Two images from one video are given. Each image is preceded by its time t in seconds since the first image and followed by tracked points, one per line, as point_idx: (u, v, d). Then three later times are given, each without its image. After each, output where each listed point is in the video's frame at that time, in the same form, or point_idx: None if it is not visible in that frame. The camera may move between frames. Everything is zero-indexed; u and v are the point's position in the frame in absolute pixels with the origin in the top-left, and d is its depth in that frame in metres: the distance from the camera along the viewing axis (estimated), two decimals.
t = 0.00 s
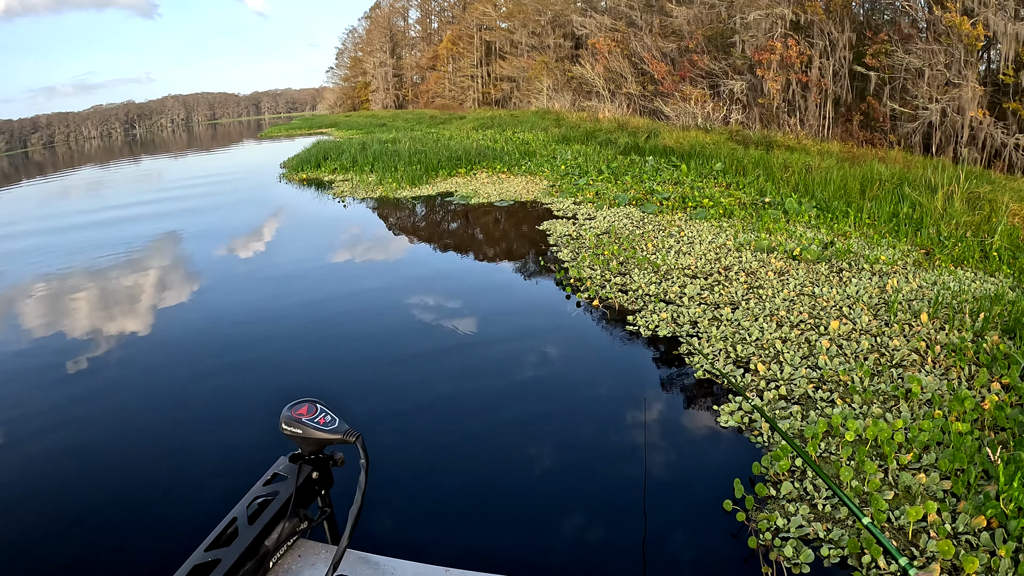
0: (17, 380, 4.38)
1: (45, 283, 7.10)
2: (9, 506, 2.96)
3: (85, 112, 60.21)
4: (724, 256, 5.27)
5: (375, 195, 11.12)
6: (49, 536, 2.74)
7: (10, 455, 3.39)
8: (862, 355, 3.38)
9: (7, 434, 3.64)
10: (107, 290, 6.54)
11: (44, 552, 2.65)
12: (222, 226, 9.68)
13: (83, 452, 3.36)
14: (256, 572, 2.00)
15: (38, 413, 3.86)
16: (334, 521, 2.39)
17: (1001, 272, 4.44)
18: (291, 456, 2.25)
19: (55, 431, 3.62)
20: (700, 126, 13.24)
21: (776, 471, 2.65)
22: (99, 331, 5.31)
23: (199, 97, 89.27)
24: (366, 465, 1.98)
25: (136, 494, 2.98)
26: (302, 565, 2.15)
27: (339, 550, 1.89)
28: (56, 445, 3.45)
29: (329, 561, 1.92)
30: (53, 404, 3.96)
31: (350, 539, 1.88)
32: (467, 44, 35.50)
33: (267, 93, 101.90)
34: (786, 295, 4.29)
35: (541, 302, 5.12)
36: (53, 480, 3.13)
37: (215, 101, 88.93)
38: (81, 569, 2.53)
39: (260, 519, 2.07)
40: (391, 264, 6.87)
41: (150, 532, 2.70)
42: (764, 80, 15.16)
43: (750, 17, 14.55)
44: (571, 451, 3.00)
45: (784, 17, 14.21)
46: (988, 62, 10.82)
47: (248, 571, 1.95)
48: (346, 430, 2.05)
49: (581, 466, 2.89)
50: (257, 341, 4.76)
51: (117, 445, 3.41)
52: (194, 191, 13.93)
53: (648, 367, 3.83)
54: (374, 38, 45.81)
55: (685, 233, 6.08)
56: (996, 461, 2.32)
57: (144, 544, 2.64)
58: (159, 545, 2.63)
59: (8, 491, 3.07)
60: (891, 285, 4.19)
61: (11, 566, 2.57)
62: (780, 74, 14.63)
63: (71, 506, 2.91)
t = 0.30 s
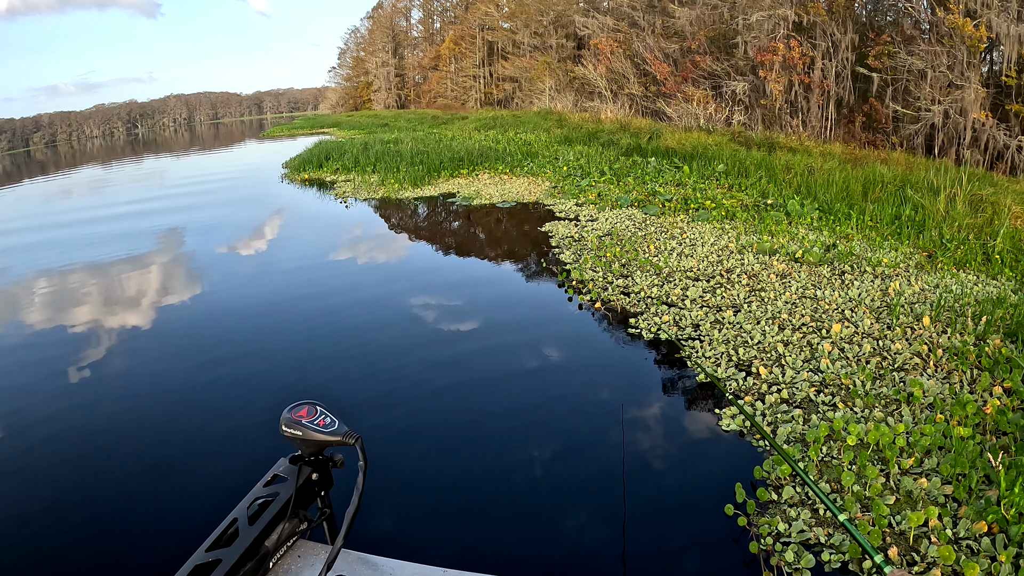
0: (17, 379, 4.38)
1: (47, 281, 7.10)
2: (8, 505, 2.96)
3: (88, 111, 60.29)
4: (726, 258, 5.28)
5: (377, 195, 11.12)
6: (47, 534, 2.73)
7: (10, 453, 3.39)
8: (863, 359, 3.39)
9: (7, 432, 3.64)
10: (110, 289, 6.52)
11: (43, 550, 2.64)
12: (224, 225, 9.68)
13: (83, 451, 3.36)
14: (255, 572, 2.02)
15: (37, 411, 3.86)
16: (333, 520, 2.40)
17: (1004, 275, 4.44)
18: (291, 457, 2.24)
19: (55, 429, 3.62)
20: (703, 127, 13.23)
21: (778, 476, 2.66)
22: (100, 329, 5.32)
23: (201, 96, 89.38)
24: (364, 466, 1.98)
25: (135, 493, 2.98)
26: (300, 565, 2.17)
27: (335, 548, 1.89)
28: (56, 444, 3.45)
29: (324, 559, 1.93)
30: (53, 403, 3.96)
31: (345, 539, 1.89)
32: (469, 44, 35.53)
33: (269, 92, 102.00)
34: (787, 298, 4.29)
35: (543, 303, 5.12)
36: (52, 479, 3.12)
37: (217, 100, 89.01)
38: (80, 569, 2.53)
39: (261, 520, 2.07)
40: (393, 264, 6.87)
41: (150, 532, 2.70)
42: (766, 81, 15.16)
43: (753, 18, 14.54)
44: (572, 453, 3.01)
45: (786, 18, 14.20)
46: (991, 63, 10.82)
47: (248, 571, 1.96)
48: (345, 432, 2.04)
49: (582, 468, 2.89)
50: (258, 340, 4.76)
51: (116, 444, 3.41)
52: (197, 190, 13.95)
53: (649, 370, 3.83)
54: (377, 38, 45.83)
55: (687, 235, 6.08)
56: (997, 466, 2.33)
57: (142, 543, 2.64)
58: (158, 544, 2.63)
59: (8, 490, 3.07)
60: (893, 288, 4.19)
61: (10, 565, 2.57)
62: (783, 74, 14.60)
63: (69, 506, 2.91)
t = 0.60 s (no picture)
0: (18, 380, 4.39)
1: (49, 284, 7.11)
2: (7, 505, 2.97)
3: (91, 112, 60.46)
4: (727, 260, 5.28)
5: (378, 196, 11.13)
6: (45, 535, 2.74)
7: (10, 454, 3.40)
8: (864, 360, 3.39)
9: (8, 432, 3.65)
10: (112, 291, 6.52)
11: (42, 551, 2.65)
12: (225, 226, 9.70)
13: (82, 451, 3.37)
14: (247, 568, 2.01)
15: (37, 412, 3.87)
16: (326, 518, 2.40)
17: (1005, 276, 4.43)
18: (285, 454, 2.24)
19: (55, 429, 3.64)
20: (704, 129, 13.21)
21: (777, 478, 2.65)
22: (101, 330, 5.33)
23: (203, 98, 89.64)
24: (356, 463, 1.97)
25: (133, 493, 2.99)
26: (291, 560, 2.16)
27: (324, 545, 1.85)
28: (55, 445, 3.47)
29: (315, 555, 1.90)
30: (52, 403, 3.97)
31: (335, 535, 1.86)
32: (471, 45, 35.57)
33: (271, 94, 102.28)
34: (788, 299, 4.30)
35: (543, 303, 5.13)
36: (52, 479, 3.13)
37: (219, 102, 89.15)
38: (78, 568, 2.54)
39: (252, 515, 2.09)
40: (394, 265, 6.88)
41: (148, 532, 2.71)
42: (768, 82, 15.14)
43: (754, 20, 14.53)
44: (570, 453, 3.01)
45: (788, 19, 14.17)
46: (992, 64, 10.82)
47: (240, 566, 1.96)
48: (339, 430, 2.03)
49: (580, 468, 2.89)
50: (258, 341, 4.78)
51: (115, 444, 3.43)
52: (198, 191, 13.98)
53: (649, 371, 3.83)
54: (379, 40, 45.91)
55: (688, 237, 6.08)
56: (999, 468, 2.32)
57: (142, 542, 2.65)
58: (156, 544, 2.64)
59: (8, 490, 3.08)
60: (894, 290, 4.19)
61: (9, 565, 2.59)
62: (784, 76, 14.58)
63: (68, 506, 2.92)
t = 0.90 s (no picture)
0: (23, 381, 4.42)
1: (55, 286, 7.14)
2: (11, 506, 2.98)
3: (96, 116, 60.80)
4: (733, 264, 5.29)
5: (384, 200, 11.18)
6: (56, 535, 2.76)
7: (16, 455, 3.42)
8: (871, 365, 3.40)
9: (13, 434, 3.67)
10: (117, 294, 6.54)
11: (46, 553, 2.67)
12: (231, 230, 9.73)
13: (89, 452, 3.39)
14: (256, 570, 2.02)
15: (43, 413, 3.90)
16: (333, 520, 2.40)
17: (1011, 280, 4.44)
18: (293, 457, 2.25)
19: (60, 431, 3.66)
20: (708, 132, 13.22)
21: (785, 483, 2.67)
22: (106, 333, 5.35)
23: (208, 101, 90.01)
24: (366, 468, 1.98)
25: (140, 495, 3.01)
26: (300, 563, 2.18)
27: (334, 548, 1.87)
28: (61, 446, 3.49)
29: (324, 556, 1.91)
30: (58, 405, 3.99)
31: (345, 539, 1.88)
32: (476, 48, 35.69)
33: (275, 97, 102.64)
34: (794, 303, 4.31)
35: (549, 307, 5.15)
36: (57, 481, 3.15)
37: (224, 106, 89.57)
38: (82, 571, 2.55)
39: (262, 517, 2.08)
40: (399, 268, 6.90)
41: (153, 534, 2.73)
42: (772, 85, 15.13)
43: (759, 22, 14.52)
44: (576, 458, 3.02)
45: (792, 22, 14.13)
46: (997, 66, 10.84)
47: (249, 568, 1.97)
48: (348, 433, 2.05)
49: (587, 473, 2.91)
50: (264, 344, 4.80)
51: (124, 446, 3.45)
52: (204, 194, 14.04)
53: (655, 375, 3.84)
54: (383, 43, 46.08)
55: (694, 241, 6.10)
56: (1006, 473, 2.34)
57: (153, 543, 2.67)
58: (164, 545, 2.66)
59: (13, 491, 3.10)
60: (900, 293, 4.19)
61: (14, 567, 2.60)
62: (789, 79, 14.57)
63: (73, 508, 2.94)
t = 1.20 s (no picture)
0: (32, 384, 4.48)
1: (63, 289, 7.21)
2: (21, 508, 3.03)
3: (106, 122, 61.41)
4: (741, 268, 5.31)
5: (391, 205, 11.24)
6: (71, 535, 2.81)
7: (27, 457, 3.48)
8: (880, 370, 3.40)
9: (23, 436, 3.72)
10: (125, 298, 6.60)
11: (55, 553, 2.71)
12: (239, 234, 9.81)
13: (102, 455, 3.44)
14: None
15: (57, 416, 3.96)
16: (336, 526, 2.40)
17: (1020, 283, 4.42)
18: (296, 464, 2.30)
19: (70, 433, 3.71)
20: (715, 135, 13.22)
21: (794, 490, 2.68)
22: (115, 337, 5.40)
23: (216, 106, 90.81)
24: (367, 471, 2.03)
25: (153, 497, 3.05)
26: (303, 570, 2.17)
27: (336, 553, 1.91)
28: (71, 449, 3.54)
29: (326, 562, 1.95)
30: (69, 408, 4.05)
31: (348, 542, 1.92)
32: (482, 53, 35.85)
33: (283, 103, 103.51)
34: (803, 308, 4.32)
35: (557, 312, 5.18)
36: (68, 482, 3.20)
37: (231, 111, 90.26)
38: (95, 571, 2.59)
39: (265, 523, 2.08)
40: (407, 272, 6.94)
41: (161, 537, 2.76)
42: (779, 88, 15.08)
43: (764, 25, 14.52)
44: (585, 463, 3.04)
45: (798, 25, 14.14)
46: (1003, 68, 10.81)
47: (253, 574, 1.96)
48: (349, 439, 2.09)
49: (594, 477, 2.93)
50: (272, 348, 4.86)
51: (137, 448, 3.50)
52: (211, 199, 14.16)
53: (663, 380, 3.85)
54: (389, 48, 46.36)
55: (701, 245, 6.12)
56: (1016, 479, 2.34)
57: (167, 543, 2.72)
58: (177, 546, 2.70)
59: (24, 493, 3.15)
60: (909, 297, 4.20)
61: (23, 566, 2.64)
62: (795, 82, 14.54)
63: (81, 509, 2.98)
